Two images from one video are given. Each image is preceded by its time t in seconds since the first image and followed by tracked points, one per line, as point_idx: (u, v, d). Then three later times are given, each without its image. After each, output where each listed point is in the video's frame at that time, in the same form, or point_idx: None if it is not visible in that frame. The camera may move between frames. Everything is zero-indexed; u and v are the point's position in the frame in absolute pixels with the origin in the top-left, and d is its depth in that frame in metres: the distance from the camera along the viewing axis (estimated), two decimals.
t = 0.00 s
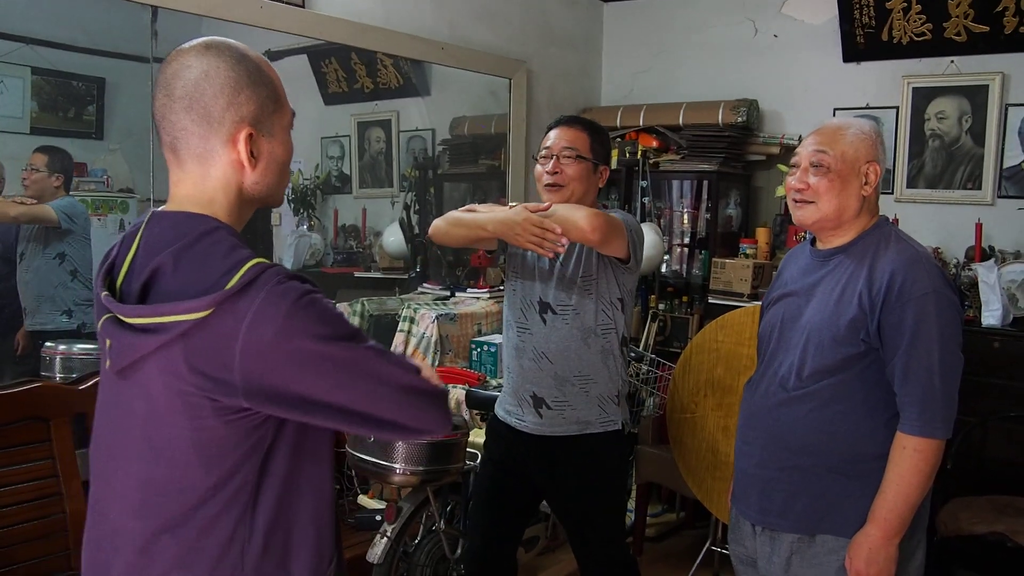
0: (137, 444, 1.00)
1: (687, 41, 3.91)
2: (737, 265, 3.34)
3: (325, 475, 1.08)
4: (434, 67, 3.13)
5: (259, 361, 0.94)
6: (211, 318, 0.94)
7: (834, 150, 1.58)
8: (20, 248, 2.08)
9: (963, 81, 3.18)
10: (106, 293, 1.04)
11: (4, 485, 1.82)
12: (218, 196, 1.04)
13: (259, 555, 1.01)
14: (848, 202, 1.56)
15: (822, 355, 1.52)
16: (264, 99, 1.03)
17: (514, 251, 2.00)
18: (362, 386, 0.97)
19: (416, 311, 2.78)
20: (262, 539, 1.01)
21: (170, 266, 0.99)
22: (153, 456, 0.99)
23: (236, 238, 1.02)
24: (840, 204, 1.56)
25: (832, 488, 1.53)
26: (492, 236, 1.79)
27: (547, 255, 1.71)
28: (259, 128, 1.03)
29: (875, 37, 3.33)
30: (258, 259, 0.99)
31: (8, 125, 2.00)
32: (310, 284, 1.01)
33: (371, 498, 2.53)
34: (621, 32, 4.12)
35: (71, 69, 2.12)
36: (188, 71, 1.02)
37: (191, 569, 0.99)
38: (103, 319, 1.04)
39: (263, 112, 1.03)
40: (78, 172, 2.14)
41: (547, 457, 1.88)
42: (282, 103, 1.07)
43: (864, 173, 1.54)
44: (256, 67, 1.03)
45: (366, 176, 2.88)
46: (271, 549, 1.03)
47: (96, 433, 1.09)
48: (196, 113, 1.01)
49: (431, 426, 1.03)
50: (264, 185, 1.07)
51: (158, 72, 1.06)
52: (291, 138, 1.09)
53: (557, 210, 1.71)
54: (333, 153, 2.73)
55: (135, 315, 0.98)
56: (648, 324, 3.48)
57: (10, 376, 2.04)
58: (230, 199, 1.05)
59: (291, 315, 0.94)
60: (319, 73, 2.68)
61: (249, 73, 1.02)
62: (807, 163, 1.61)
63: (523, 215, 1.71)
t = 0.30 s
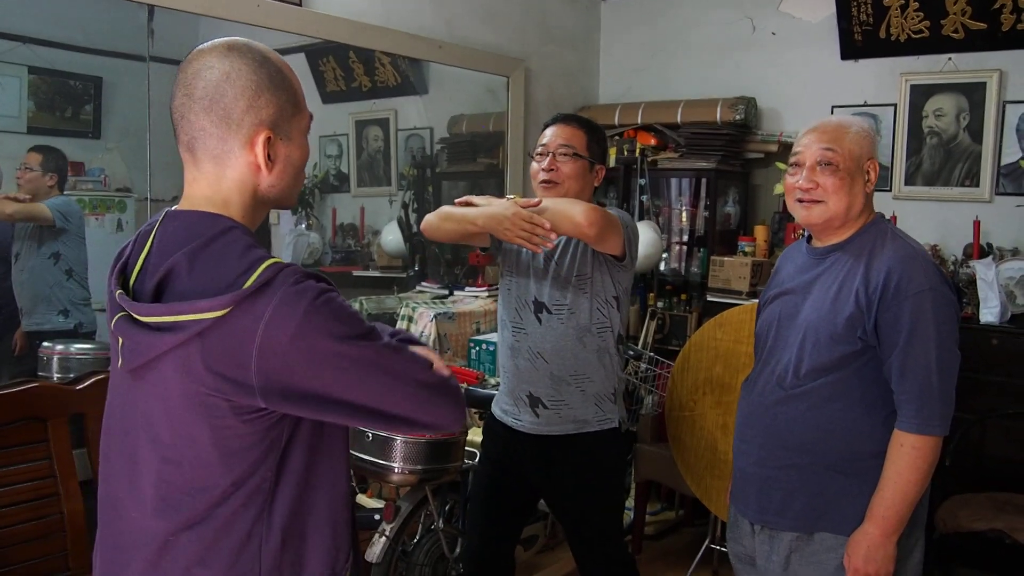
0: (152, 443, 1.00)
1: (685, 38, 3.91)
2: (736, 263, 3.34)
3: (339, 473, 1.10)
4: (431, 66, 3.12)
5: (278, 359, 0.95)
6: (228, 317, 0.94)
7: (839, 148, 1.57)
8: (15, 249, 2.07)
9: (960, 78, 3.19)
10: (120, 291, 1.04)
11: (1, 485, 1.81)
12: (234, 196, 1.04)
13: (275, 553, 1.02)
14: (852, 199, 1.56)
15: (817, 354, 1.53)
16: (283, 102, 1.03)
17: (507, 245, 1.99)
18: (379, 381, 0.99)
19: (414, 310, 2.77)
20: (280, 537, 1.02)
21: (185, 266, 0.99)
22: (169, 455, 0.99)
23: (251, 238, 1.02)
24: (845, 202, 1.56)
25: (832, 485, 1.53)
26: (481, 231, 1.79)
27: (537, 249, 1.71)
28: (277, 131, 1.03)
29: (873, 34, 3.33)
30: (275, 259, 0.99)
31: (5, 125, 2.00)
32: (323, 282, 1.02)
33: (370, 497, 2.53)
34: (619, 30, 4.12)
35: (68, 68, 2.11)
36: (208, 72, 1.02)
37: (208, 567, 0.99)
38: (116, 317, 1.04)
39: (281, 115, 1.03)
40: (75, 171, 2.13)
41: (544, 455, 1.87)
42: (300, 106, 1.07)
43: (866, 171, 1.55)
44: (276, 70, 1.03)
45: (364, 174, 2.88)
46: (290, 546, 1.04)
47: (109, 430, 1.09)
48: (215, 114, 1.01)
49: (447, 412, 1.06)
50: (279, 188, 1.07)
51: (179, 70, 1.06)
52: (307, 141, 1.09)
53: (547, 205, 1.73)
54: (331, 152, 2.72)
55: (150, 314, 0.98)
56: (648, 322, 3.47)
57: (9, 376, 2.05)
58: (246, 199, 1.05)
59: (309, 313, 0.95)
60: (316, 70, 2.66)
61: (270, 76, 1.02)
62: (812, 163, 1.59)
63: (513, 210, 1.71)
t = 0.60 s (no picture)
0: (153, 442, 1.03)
1: (682, 36, 3.90)
2: (732, 260, 3.34)
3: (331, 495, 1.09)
4: (428, 64, 3.12)
5: (274, 376, 0.98)
6: (235, 324, 0.97)
7: (818, 143, 1.60)
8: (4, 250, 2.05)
9: (956, 75, 3.19)
10: (129, 289, 1.06)
11: None
12: (242, 197, 1.06)
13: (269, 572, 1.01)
14: (828, 195, 1.57)
15: (811, 351, 1.53)
16: (290, 102, 1.06)
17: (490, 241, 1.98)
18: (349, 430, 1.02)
19: (410, 308, 2.76)
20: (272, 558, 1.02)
21: (197, 266, 1.01)
22: (169, 455, 1.01)
23: (260, 242, 1.05)
24: (820, 197, 1.57)
25: (827, 483, 1.53)
26: (465, 224, 1.80)
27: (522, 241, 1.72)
28: (284, 132, 1.06)
29: (869, 32, 3.34)
30: (288, 270, 1.01)
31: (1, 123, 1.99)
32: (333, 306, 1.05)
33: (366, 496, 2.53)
34: (615, 27, 4.12)
35: (63, 66, 2.11)
36: (214, 74, 1.04)
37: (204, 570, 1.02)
38: (122, 315, 1.05)
39: (288, 115, 1.06)
40: (70, 170, 2.13)
41: (535, 455, 1.87)
42: (305, 105, 1.09)
43: (846, 165, 1.54)
44: (282, 70, 1.06)
45: (360, 173, 2.87)
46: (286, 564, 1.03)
47: (112, 428, 1.11)
48: (223, 117, 1.03)
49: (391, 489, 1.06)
50: (286, 187, 1.09)
51: (183, 73, 1.08)
52: (312, 139, 1.12)
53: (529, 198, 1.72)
54: (327, 150, 2.72)
55: (158, 314, 1.00)
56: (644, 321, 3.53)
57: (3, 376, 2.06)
58: (254, 199, 1.07)
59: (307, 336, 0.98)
60: (312, 69, 2.66)
61: (276, 77, 1.05)
62: (794, 154, 1.63)
63: (498, 202, 1.72)
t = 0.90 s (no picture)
0: (155, 438, 1.04)
1: (679, 33, 3.90)
2: (729, 258, 3.33)
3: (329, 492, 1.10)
4: (424, 62, 3.12)
5: (271, 375, 0.99)
6: (238, 320, 0.98)
7: (807, 139, 1.60)
8: None
9: (954, 72, 3.18)
10: (135, 283, 1.07)
11: None
12: (257, 196, 1.09)
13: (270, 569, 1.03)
14: (815, 190, 1.57)
15: (807, 346, 1.53)
16: (305, 103, 1.09)
17: (474, 235, 1.98)
18: (331, 443, 1.02)
19: (407, 306, 2.76)
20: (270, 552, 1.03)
21: (204, 261, 1.03)
22: (173, 451, 1.03)
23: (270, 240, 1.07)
24: (807, 192, 1.59)
25: (824, 479, 1.53)
26: (451, 215, 1.80)
27: (508, 231, 1.72)
28: (299, 132, 1.09)
29: (866, 28, 3.33)
30: (292, 266, 1.03)
31: None
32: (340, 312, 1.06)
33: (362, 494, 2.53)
34: (612, 25, 4.11)
35: (61, 66, 2.11)
36: (231, 75, 1.05)
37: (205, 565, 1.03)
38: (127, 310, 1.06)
39: (304, 116, 1.09)
40: (68, 170, 2.14)
41: (527, 453, 1.88)
42: (317, 105, 1.12)
43: (834, 162, 1.54)
44: (297, 72, 1.08)
45: (357, 171, 2.87)
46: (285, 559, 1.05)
47: (110, 425, 1.12)
48: (242, 118, 1.05)
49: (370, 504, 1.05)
50: (299, 186, 1.12)
51: (195, 75, 1.09)
52: (322, 138, 1.15)
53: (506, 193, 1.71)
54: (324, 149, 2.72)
55: (164, 309, 1.01)
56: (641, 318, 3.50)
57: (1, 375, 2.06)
58: (268, 198, 1.10)
59: (298, 339, 0.99)
60: (309, 68, 2.67)
61: (293, 79, 1.07)
62: (788, 150, 1.65)
63: (483, 191, 1.72)
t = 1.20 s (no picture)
0: (161, 440, 1.04)
1: (679, 32, 3.90)
2: (730, 256, 3.33)
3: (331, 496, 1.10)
4: (424, 61, 3.12)
5: (275, 379, 0.99)
6: (244, 324, 0.98)
7: (803, 139, 1.61)
8: None
9: (954, 69, 3.18)
10: (143, 284, 1.07)
11: None
12: (265, 194, 1.09)
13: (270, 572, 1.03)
14: (816, 190, 1.58)
15: (808, 343, 1.53)
16: (314, 103, 1.09)
17: (465, 238, 1.97)
18: (331, 448, 1.02)
19: (408, 305, 2.77)
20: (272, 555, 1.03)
21: (211, 263, 1.03)
22: (177, 454, 1.03)
23: (277, 241, 1.07)
24: (809, 192, 1.59)
25: (828, 477, 1.53)
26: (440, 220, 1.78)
27: (498, 235, 1.70)
28: (309, 132, 1.09)
29: (865, 26, 3.33)
30: (300, 270, 1.03)
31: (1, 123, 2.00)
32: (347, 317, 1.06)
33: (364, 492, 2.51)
34: (611, 23, 4.11)
35: (62, 66, 2.11)
36: (242, 74, 1.06)
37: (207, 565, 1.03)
38: (135, 311, 1.06)
39: (313, 116, 1.09)
40: (69, 169, 2.14)
41: (524, 452, 1.89)
42: (326, 106, 1.13)
43: (833, 161, 1.55)
44: (307, 73, 1.09)
45: (359, 170, 2.87)
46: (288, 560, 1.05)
47: (115, 424, 1.12)
48: (253, 117, 1.06)
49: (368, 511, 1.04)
50: (307, 186, 1.12)
51: (207, 74, 1.10)
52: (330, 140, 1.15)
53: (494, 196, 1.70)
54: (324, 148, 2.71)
55: (170, 313, 1.01)
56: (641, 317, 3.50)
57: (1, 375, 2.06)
58: (276, 197, 1.10)
59: (301, 344, 0.99)
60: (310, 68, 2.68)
61: (304, 80, 1.08)
62: (785, 152, 1.66)
63: (472, 195, 1.70)
